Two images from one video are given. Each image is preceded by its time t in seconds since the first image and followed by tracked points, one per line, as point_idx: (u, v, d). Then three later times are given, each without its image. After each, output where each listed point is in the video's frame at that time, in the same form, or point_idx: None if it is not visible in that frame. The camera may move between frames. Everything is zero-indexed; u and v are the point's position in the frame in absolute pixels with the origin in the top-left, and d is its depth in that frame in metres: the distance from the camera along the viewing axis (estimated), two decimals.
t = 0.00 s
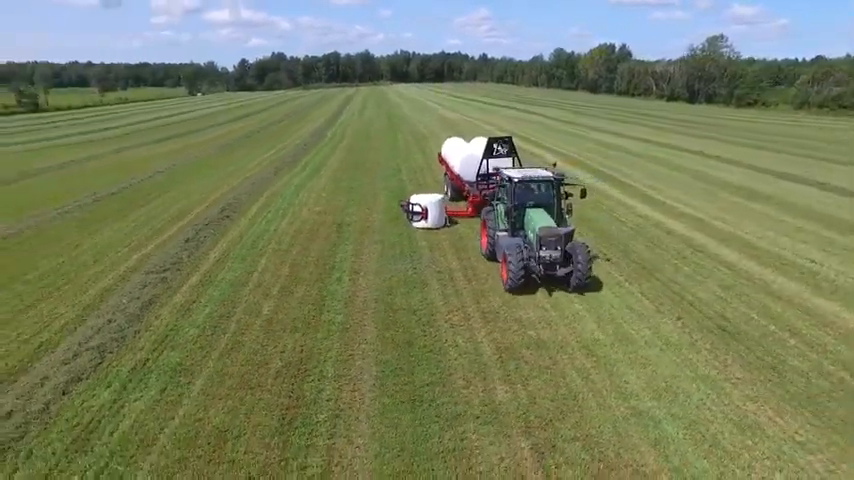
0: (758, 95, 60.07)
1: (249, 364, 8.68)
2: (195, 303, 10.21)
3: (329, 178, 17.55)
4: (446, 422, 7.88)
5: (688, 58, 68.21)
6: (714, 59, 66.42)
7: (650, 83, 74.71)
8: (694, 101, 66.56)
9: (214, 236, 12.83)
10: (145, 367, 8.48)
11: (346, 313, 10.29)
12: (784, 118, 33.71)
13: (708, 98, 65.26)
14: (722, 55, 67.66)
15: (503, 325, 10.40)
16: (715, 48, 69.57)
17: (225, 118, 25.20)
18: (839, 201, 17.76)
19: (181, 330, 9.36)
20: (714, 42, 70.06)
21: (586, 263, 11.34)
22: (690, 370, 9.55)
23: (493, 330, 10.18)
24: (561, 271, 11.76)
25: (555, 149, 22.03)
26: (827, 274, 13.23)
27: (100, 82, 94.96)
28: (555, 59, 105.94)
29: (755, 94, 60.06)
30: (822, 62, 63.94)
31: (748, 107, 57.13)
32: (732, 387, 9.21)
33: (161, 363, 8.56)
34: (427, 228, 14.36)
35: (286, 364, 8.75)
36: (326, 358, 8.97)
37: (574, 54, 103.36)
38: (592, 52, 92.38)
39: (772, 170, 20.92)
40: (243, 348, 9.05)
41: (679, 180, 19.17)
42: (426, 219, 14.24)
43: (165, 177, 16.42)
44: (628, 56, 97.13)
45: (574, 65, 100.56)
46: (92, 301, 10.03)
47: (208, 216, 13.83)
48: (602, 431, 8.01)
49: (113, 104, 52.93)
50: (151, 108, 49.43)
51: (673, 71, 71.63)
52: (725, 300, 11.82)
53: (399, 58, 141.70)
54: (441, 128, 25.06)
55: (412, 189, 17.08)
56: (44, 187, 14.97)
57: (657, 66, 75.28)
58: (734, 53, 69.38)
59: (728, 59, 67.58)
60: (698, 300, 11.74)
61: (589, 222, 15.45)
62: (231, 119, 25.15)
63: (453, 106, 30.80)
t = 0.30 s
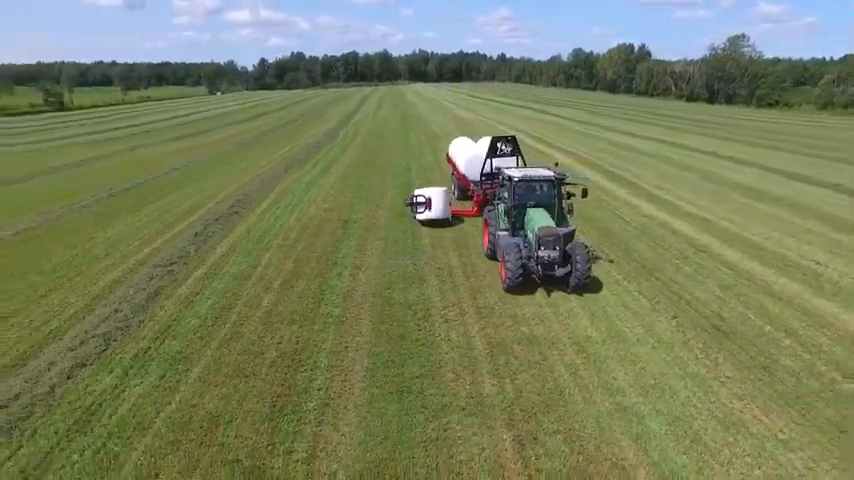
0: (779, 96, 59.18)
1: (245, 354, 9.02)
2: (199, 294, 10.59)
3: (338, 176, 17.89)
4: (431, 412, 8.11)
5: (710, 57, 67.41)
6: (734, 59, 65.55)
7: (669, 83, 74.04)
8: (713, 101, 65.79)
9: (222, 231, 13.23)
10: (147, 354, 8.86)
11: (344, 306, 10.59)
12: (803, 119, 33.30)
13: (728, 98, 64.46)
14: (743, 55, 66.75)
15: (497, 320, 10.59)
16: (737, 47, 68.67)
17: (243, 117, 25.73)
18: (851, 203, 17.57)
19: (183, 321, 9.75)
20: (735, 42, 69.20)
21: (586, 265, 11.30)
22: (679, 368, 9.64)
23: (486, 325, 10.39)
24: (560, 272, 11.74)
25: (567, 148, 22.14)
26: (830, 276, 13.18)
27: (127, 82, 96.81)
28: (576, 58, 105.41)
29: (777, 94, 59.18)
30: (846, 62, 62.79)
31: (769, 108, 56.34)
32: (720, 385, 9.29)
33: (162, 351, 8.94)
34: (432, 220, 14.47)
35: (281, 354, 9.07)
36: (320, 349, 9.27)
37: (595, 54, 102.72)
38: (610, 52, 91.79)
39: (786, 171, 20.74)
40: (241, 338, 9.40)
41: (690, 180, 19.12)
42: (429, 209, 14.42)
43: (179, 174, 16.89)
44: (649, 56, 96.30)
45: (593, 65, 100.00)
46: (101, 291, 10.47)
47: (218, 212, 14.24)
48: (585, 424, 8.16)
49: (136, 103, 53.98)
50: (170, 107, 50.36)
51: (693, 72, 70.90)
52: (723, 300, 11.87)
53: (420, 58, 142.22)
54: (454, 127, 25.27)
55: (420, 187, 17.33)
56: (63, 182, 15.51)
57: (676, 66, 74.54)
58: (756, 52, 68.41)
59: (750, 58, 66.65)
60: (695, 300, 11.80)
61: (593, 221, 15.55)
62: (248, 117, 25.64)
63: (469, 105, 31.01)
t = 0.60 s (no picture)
0: (798, 96, 58.35)
1: (241, 346, 9.30)
2: (201, 288, 10.91)
3: (346, 175, 18.17)
4: (417, 406, 8.30)
5: (728, 56, 66.66)
6: (753, 59, 64.76)
7: (687, 83, 73.38)
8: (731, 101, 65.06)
9: (228, 228, 13.57)
10: (146, 345, 9.19)
11: (340, 302, 10.82)
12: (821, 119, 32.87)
13: (746, 98, 63.72)
14: (763, 54, 65.91)
15: (490, 318, 10.74)
16: (756, 47, 67.85)
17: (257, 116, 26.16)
18: None
19: (183, 314, 10.07)
20: (754, 40, 68.33)
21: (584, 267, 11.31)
22: (669, 367, 9.71)
23: (479, 322, 10.56)
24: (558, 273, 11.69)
25: (577, 147, 22.17)
26: (832, 277, 13.09)
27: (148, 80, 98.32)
28: (594, 58, 104.91)
29: (796, 94, 58.35)
30: None
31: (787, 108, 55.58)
32: (708, 385, 9.34)
33: (161, 343, 9.26)
34: (434, 209, 14.52)
35: (275, 347, 9.32)
36: (314, 343, 9.51)
37: (613, 53, 102.10)
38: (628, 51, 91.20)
39: (797, 173, 20.54)
40: (237, 331, 9.68)
41: (698, 181, 19.05)
42: (432, 199, 14.60)
43: (190, 171, 17.29)
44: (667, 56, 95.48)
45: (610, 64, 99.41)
46: (108, 284, 10.85)
47: (225, 208, 14.59)
48: (568, 420, 8.28)
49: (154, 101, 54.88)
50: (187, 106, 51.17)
51: (710, 72, 70.25)
52: (720, 300, 11.88)
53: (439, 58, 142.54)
54: (465, 126, 25.42)
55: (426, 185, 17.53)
56: (78, 178, 15.99)
57: (693, 66, 73.86)
58: (776, 51, 67.49)
59: (769, 57, 65.78)
60: (691, 300, 11.82)
61: (596, 221, 15.60)
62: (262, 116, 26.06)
63: (483, 104, 31.14)
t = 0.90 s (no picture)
0: (824, 96, 57.25)
1: (237, 338, 9.62)
2: (204, 282, 11.27)
3: (356, 173, 18.45)
4: (403, 398, 8.52)
5: (751, 56, 65.68)
6: (777, 59, 63.71)
7: (708, 83, 72.45)
8: (754, 102, 64.06)
9: (235, 224, 13.94)
10: (148, 335, 9.57)
11: (338, 297, 11.09)
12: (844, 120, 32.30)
13: (770, 99, 62.69)
14: (787, 55, 64.81)
15: (485, 315, 10.90)
16: (782, 48, 66.78)
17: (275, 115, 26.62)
18: None
19: (185, 306, 10.43)
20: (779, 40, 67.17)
21: (583, 268, 11.21)
22: (658, 366, 9.76)
23: (472, 319, 10.72)
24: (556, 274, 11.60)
25: (591, 147, 22.22)
26: (835, 281, 12.96)
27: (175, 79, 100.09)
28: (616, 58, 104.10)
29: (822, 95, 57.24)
30: None
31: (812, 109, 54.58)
32: (697, 385, 9.36)
33: (162, 333, 9.63)
34: (436, 197, 14.69)
35: (270, 340, 9.63)
36: (308, 336, 9.79)
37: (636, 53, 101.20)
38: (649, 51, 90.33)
39: (814, 174, 20.25)
40: (235, 324, 10.00)
41: (710, 182, 18.91)
42: (436, 189, 14.85)
43: (204, 168, 17.74)
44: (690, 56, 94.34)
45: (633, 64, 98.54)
46: (116, 276, 11.26)
47: (234, 206, 14.98)
48: (551, 416, 8.40)
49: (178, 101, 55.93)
50: (209, 104, 52.06)
51: (734, 73, 69.32)
52: (718, 302, 11.85)
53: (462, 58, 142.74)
54: (479, 126, 25.54)
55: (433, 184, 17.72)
56: (96, 174, 16.51)
57: (716, 67, 72.93)
58: (802, 51, 66.28)
59: (793, 57, 64.67)
60: (689, 301, 11.81)
61: (601, 221, 15.63)
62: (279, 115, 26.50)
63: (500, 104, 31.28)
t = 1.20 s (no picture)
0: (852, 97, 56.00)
1: (233, 329, 9.92)
2: (206, 275, 11.61)
3: (366, 172, 18.71)
4: (388, 391, 8.71)
5: (778, 57, 64.50)
6: (805, 59, 62.46)
7: (732, 83, 71.30)
8: (780, 103, 62.90)
9: (242, 220, 14.28)
10: (148, 325, 9.93)
11: (335, 292, 11.33)
12: None
13: (797, 100, 61.50)
14: (815, 55, 63.52)
15: (478, 312, 11.03)
16: (811, 48, 65.50)
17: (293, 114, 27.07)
18: None
19: (186, 298, 10.78)
20: (808, 39, 65.84)
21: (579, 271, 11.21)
22: (647, 365, 9.78)
23: (465, 316, 10.87)
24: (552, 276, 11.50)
25: (605, 147, 22.18)
26: (840, 283, 12.78)
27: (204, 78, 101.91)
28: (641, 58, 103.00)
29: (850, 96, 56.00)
30: None
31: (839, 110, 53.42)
32: (684, 385, 9.35)
33: (162, 323, 9.98)
34: (435, 191, 14.89)
35: (265, 332, 9.92)
36: (302, 329, 10.05)
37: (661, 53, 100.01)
38: (674, 50, 89.19)
39: (832, 176, 19.89)
40: (233, 316, 10.32)
41: (723, 183, 18.71)
42: (438, 182, 15.03)
43: (218, 165, 18.16)
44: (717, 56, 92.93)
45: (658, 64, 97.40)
46: (123, 269, 11.67)
47: (243, 203, 15.35)
48: (533, 412, 8.49)
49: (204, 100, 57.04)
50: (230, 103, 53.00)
51: (760, 73, 68.13)
52: (715, 303, 11.78)
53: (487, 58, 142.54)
54: (494, 125, 25.61)
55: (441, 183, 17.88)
56: (113, 170, 17.02)
57: (742, 67, 71.79)
58: (831, 51, 64.87)
59: (821, 57, 63.35)
60: (686, 302, 11.77)
61: (606, 221, 15.63)
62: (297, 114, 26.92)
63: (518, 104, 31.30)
